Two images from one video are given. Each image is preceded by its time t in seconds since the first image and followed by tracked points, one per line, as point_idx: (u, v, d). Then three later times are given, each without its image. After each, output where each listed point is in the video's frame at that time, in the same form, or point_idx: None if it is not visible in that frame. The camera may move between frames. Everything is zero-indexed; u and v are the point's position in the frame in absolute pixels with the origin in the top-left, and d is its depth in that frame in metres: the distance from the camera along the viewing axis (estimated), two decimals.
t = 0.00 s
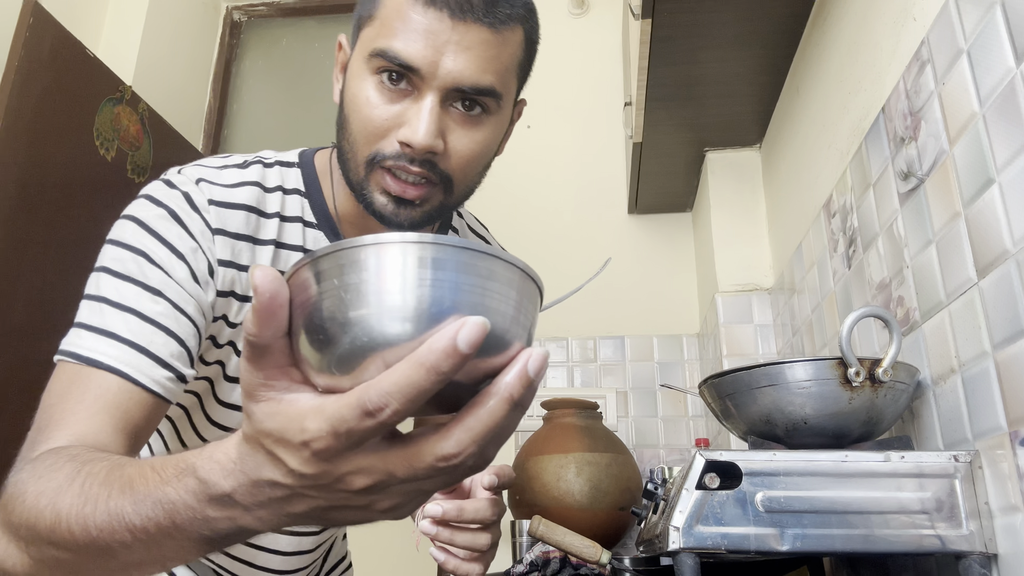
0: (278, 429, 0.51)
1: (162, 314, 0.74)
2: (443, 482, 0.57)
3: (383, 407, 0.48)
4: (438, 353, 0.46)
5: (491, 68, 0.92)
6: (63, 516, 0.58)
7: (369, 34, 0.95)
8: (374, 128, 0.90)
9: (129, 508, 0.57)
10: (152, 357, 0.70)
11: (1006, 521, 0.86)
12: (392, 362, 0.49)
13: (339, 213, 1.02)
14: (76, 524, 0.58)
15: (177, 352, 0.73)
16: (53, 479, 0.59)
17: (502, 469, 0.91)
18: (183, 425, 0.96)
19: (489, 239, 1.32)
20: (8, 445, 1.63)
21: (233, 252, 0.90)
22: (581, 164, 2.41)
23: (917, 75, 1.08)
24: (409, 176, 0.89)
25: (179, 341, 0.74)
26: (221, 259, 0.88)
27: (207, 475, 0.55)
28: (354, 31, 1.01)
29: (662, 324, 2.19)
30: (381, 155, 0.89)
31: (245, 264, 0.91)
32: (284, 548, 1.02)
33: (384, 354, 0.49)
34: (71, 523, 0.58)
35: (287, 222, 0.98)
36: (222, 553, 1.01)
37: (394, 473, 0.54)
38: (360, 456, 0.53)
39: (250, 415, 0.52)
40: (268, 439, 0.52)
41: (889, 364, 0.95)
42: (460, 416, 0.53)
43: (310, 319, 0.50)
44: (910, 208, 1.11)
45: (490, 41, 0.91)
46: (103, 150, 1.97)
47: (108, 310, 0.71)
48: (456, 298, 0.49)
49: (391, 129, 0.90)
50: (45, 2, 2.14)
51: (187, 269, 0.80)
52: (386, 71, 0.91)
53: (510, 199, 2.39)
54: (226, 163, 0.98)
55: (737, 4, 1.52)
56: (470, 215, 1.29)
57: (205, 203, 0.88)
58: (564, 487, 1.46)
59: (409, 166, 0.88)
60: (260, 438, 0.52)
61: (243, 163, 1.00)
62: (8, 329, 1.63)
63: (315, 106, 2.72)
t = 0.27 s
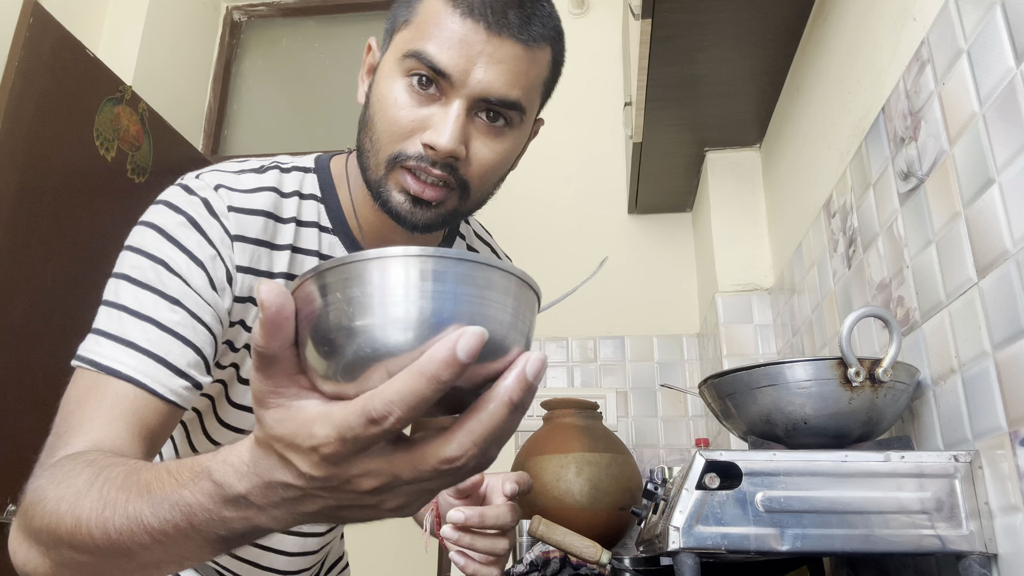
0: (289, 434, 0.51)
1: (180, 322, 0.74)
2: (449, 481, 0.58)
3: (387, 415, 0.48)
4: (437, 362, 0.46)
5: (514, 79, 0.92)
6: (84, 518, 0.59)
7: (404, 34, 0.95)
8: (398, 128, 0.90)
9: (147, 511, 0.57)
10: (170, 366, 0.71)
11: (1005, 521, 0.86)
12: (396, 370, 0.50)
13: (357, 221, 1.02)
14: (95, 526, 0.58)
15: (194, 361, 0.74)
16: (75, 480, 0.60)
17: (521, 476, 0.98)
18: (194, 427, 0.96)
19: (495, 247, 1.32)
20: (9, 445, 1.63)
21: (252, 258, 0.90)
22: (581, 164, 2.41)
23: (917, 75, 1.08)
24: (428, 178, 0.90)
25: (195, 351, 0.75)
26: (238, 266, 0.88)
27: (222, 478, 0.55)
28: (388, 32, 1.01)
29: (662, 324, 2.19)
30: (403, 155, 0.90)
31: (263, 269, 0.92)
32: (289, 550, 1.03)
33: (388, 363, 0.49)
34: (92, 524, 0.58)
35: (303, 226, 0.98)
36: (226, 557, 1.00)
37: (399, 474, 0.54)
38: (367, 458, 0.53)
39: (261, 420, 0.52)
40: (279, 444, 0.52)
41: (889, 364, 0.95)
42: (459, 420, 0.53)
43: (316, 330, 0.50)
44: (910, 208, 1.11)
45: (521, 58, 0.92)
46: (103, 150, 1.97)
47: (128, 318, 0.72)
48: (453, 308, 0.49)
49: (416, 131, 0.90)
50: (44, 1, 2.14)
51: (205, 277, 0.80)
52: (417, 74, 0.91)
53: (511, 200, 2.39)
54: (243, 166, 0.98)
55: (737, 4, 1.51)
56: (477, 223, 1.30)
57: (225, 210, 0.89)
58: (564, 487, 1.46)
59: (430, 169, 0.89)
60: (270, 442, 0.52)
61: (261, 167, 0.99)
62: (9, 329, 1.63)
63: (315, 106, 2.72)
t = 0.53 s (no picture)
0: (258, 431, 0.50)
1: (184, 321, 0.74)
2: (422, 481, 0.58)
3: (349, 406, 0.47)
4: (400, 351, 0.46)
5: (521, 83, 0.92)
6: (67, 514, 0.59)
7: (411, 48, 0.96)
8: (407, 138, 0.90)
9: (127, 510, 0.57)
10: (173, 366, 0.71)
11: (1005, 521, 0.86)
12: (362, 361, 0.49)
13: (359, 218, 1.03)
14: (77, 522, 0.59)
15: (197, 360, 0.74)
16: (63, 477, 0.61)
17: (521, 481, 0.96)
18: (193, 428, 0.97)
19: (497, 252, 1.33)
20: (8, 446, 1.62)
21: (257, 259, 0.90)
22: (581, 164, 2.41)
23: (917, 75, 1.08)
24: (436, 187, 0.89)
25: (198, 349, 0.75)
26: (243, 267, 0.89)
27: (199, 478, 0.55)
28: (396, 45, 1.02)
29: (662, 324, 2.19)
30: (412, 165, 0.89)
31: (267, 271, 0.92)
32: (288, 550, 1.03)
33: (355, 353, 0.49)
34: (74, 521, 0.59)
35: (308, 229, 0.98)
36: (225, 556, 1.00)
37: (367, 473, 0.54)
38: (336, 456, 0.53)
39: (232, 418, 0.52)
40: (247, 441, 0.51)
41: (889, 364, 0.95)
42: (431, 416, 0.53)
43: (289, 320, 0.50)
44: (910, 208, 1.11)
45: (529, 69, 0.93)
46: (103, 150, 1.97)
47: (131, 315, 0.72)
48: (437, 297, 0.49)
49: (425, 141, 0.89)
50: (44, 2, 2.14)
51: (211, 276, 0.81)
52: (425, 86, 0.92)
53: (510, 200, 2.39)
54: (252, 170, 0.99)
55: (736, 4, 1.51)
56: (480, 228, 1.30)
57: (231, 211, 0.89)
58: (564, 487, 1.46)
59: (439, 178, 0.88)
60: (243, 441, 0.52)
61: (269, 169, 1.00)
62: (9, 330, 1.63)
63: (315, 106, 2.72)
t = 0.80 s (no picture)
0: (247, 443, 0.54)
1: (166, 336, 0.78)
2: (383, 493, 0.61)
3: (310, 431, 0.51)
4: (353, 387, 0.50)
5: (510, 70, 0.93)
6: (69, 512, 0.64)
7: (395, 20, 0.95)
8: (396, 109, 0.90)
9: (127, 509, 0.62)
10: (150, 381, 0.76)
11: (1005, 521, 0.86)
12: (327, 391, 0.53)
13: (357, 207, 1.01)
14: (79, 520, 0.64)
15: (177, 375, 0.78)
16: (63, 477, 0.66)
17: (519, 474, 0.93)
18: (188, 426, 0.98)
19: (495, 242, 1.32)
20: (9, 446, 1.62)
21: (251, 253, 0.91)
22: (580, 164, 2.41)
23: (917, 75, 1.08)
24: (429, 157, 0.89)
25: (177, 363, 0.78)
26: (237, 261, 0.89)
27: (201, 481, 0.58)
28: (380, 20, 1.01)
29: (662, 324, 2.19)
30: (402, 137, 0.89)
31: (262, 263, 0.93)
32: (285, 546, 1.02)
33: (321, 383, 0.53)
34: (77, 518, 0.64)
35: (304, 217, 0.98)
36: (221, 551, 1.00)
37: (333, 486, 0.58)
38: (305, 469, 0.56)
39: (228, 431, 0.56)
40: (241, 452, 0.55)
41: (889, 364, 0.95)
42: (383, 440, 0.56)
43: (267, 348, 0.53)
44: (910, 208, 1.11)
45: (515, 31, 0.93)
46: (103, 150, 1.97)
47: (115, 326, 0.76)
48: (396, 342, 0.52)
49: (414, 111, 0.90)
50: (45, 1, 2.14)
51: (202, 283, 0.83)
52: (412, 57, 0.92)
53: (510, 200, 2.39)
54: (248, 156, 0.99)
55: (736, 4, 1.52)
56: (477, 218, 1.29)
57: (225, 204, 0.89)
58: (564, 487, 1.46)
59: (430, 147, 0.89)
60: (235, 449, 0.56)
61: (263, 156, 1.00)
62: (9, 330, 1.63)
63: (315, 106, 2.72)
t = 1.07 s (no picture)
0: (293, 469, 0.60)
1: (156, 329, 0.84)
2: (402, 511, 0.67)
3: (351, 481, 0.58)
4: (388, 451, 0.55)
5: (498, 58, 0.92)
6: (103, 497, 0.74)
7: None
8: (384, 96, 0.90)
9: (163, 500, 0.72)
10: (145, 370, 0.83)
11: (1005, 521, 0.86)
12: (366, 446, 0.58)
13: (340, 182, 1.01)
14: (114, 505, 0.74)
15: (170, 362, 0.86)
16: (95, 466, 0.75)
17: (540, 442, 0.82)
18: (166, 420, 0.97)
19: (485, 225, 1.31)
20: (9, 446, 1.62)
21: (232, 233, 0.92)
22: (580, 164, 2.41)
23: (917, 75, 1.08)
24: (421, 142, 0.91)
25: (170, 352, 0.86)
26: (219, 242, 0.91)
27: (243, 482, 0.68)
28: None
29: (662, 324, 2.19)
30: (392, 123, 0.90)
31: (244, 242, 0.93)
32: (279, 537, 1.02)
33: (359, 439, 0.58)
34: (112, 502, 0.74)
35: (285, 193, 0.99)
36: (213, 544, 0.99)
37: (366, 511, 0.64)
38: (343, 498, 0.62)
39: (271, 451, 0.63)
40: (290, 475, 0.62)
41: (889, 364, 0.95)
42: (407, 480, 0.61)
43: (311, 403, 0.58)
44: (910, 208, 1.11)
45: (500, 11, 0.91)
46: (103, 150, 1.97)
47: (108, 320, 0.82)
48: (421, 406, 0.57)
49: (402, 98, 0.89)
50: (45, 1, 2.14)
51: (188, 276, 0.87)
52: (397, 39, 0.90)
53: (509, 201, 2.39)
54: (226, 135, 0.99)
55: (736, 4, 1.52)
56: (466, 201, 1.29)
57: (202, 185, 0.90)
58: (564, 487, 1.47)
59: (421, 134, 0.90)
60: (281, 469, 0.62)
61: (241, 134, 1.00)
62: (9, 330, 1.63)
63: (315, 106, 2.72)
